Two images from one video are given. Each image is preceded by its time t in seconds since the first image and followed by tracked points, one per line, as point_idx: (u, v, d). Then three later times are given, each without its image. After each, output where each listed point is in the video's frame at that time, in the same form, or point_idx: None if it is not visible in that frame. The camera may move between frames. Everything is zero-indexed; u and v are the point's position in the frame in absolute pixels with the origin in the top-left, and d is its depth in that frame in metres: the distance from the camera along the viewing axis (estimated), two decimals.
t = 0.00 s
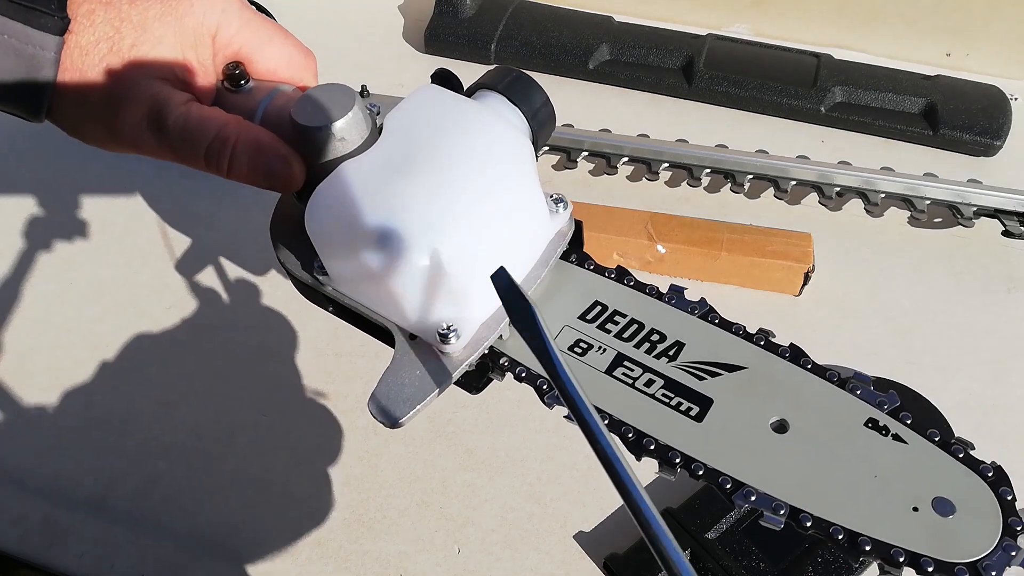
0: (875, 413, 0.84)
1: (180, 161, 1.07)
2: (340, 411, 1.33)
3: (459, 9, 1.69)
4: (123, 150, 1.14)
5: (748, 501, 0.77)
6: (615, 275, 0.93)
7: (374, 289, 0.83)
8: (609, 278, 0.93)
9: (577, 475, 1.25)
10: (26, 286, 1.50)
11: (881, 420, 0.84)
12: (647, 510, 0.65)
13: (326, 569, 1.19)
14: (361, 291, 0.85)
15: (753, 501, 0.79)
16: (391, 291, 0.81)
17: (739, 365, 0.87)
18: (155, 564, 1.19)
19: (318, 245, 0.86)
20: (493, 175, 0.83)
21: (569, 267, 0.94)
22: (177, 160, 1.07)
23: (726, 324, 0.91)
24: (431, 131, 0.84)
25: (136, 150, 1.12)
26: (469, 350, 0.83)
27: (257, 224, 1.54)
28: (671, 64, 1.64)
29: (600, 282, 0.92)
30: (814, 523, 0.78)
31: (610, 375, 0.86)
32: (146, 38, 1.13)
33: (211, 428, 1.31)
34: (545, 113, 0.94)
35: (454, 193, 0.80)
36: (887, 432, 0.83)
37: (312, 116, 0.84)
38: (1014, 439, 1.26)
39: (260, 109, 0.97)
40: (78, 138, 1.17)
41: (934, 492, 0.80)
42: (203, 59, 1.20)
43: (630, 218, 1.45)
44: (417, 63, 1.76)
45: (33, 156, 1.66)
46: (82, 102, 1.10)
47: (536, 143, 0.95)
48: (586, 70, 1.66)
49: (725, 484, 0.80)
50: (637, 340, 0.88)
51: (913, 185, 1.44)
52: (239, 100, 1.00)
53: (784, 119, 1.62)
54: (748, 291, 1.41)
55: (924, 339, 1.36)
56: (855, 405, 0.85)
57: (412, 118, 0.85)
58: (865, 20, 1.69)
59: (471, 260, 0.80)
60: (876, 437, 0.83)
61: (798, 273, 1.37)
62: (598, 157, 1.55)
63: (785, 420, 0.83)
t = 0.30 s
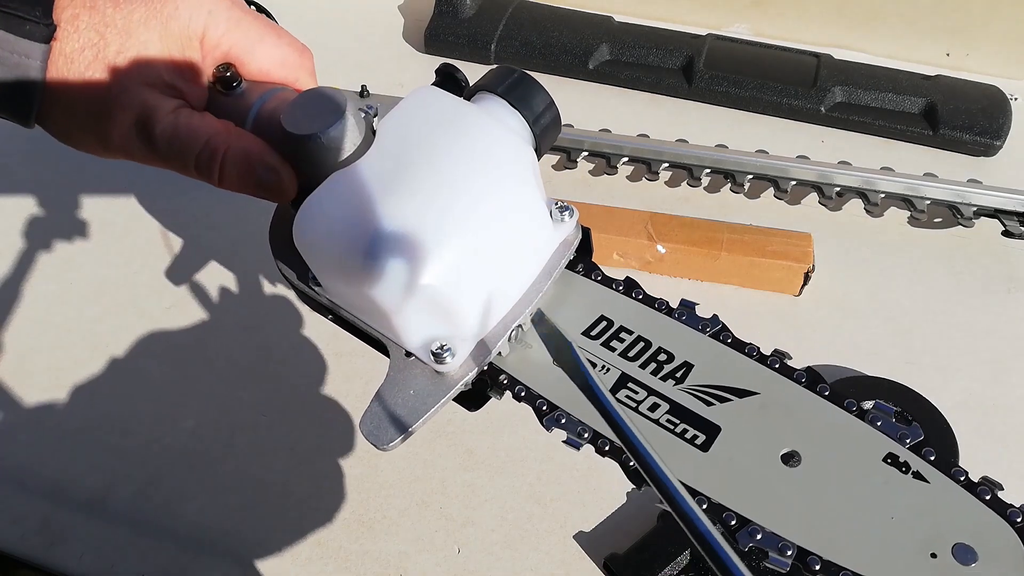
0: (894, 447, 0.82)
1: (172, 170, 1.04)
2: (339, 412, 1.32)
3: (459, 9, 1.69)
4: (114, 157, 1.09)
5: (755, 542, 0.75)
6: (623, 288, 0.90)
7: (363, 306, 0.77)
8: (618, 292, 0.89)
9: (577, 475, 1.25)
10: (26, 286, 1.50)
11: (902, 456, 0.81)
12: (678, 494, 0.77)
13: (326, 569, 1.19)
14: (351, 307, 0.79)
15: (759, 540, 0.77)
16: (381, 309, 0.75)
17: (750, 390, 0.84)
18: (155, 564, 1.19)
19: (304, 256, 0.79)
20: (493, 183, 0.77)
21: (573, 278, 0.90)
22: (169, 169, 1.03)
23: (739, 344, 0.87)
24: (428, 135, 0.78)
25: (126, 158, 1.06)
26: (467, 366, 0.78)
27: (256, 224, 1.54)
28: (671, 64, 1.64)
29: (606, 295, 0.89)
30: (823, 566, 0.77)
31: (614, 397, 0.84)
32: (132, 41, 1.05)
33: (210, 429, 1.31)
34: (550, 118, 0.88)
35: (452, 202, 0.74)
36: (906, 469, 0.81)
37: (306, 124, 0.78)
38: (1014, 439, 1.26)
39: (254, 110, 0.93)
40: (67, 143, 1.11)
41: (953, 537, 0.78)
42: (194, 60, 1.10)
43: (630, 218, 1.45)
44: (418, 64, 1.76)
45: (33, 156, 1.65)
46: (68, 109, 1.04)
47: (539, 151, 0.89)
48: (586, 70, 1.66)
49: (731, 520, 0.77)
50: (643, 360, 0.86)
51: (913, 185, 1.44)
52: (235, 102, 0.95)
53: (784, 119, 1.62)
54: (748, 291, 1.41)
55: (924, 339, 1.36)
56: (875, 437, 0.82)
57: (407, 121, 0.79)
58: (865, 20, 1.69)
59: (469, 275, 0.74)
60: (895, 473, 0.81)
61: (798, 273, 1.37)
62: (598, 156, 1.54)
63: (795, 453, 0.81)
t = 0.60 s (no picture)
0: (917, 474, 0.77)
1: (181, 176, 1.04)
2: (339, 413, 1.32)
3: (459, 9, 1.69)
4: (121, 163, 1.09)
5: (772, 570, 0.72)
6: (641, 298, 0.85)
7: (377, 322, 0.76)
8: (636, 302, 0.85)
9: (577, 475, 1.24)
10: (26, 286, 1.50)
11: (925, 483, 0.77)
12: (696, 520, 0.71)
13: (326, 569, 1.19)
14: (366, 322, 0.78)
15: (776, 567, 0.73)
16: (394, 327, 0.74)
17: (771, 410, 0.80)
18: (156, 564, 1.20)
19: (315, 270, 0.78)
20: (507, 195, 0.75)
21: (591, 286, 0.86)
22: (177, 176, 1.03)
23: (760, 360, 0.83)
24: (441, 145, 0.76)
25: (134, 163, 1.07)
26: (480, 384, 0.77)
27: (256, 224, 1.53)
28: (671, 64, 1.64)
29: (625, 305, 0.84)
30: None
31: (630, 414, 0.80)
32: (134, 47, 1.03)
33: (210, 429, 1.31)
34: (567, 125, 0.85)
35: (464, 216, 0.72)
36: (929, 497, 0.77)
37: (314, 134, 0.75)
38: (1013, 439, 1.26)
39: (264, 114, 0.93)
40: (71, 148, 1.11)
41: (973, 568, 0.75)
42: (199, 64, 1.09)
43: (631, 218, 1.44)
44: (418, 64, 1.76)
45: (33, 156, 1.65)
46: (73, 117, 1.03)
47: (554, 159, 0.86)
48: (586, 70, 1.66)
49: (748, 546, 0.74)
50: (661, 375, 0.82)
51: (913, 185, 1.44)
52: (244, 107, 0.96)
53: (784, 119, 1.62)
54: (748, 291, 1.41)
55: (924, 339, 1.36)
56: (897, 463, 0.78)
57: (421, 129, 0.77)
58: (865, 20, 1.69)
59: (483, 291, 0.73)
60: (917, 501, 0.77)
61: (799, 273, 1.37)
62: (598, 156, 1.54)
63: (815, 477, 0.77)
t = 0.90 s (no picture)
0: (935, 493, 0.74)
1: (172, 184, 1.04)
2: (339, 413, 1.32)
3: (459, 9, 1.69)
4: (112, 171, 1.08)
5: None
6: (640, 303, 0.85)
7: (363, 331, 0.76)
8: (634, 308, 0.84)
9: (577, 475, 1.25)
10: (27, 286, 1.50)
11: (941, 503, 0.74)
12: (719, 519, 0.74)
13: (326, 569, 1.20)
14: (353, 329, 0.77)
15: None
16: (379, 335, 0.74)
17: (774, 422, 0.78)
18: (156, 564, 1.20)
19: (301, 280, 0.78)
20: (495, 201, 0.74)
21: (589, 291, 0.86)
22: (169, 183, 1.03)
23: (764, 368, 0.82)
24: (429, 149, 0.75)
25: (125, 171, 1.06)
26: (469, 393, 0.76)
27: (255, 224, 1.53)
28: (671, 64, 1.64)
29: (623, 312, 0.84)
30: None
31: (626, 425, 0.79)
32: (122, 57, 1.02)
33: (210, 430, 1.31)
34: (558, 123, 0.84)
35: (451, 223, 0.72)
36: (945, 517, 0.74)
37: (299, 137, 0.78)
38: (1014, 438, 1.26)
39: (252, 119, 0.91)
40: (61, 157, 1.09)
41: None
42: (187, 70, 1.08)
43: (630, 218, 1.45)
44: (418, 64, 1.76)
45: (33, 156, 1.65)
46: (62, 127, 1.02)
47: (547, 160, 0.86)
48: (586, 70, 1.66)
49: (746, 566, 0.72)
50: (659, 385, 0.81)
51: (913, 185, 1.44)
52: (232, 112, 0.94)
53: (785, 119, 1.62)
54: (748, 291, 1.41)
55: (924, 339, 1.36)
56: (914, 480, 0.75)
57: (409, 132, 0.77)
58: (865, 20, 1.69)
59: (469, 298, 0.72)
60: (933, 522, 0.73)
61: (799, 273, 1.37)
62: (598, 156, 1.54)
63: (821, 494, 0.74)
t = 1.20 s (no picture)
0: (946, 482, 0.75)
1: (175, 184, 1.03)
2: (340, 413, 1.32)
3: (459, 9, 1.69)
4: (116, 173, 1.07)
5: None
6: (646, 299, 0.85)
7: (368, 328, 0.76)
8: (639, 303, 0.85)
9: (578, 475, 1.25)
10: (27, 286, 1.50)
11: (953, 491, 0.74)
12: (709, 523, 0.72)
13: (326, 569, 1.20)
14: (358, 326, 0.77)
15: None
16: (385, 331, 0.74)
17: (782, 415, 0.78)
18: (155, 564, 1.20)
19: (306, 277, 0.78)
20: (497, 196, 0.74)
21: (595, 288, 0.86)
22: (172, 184, 1.03)
23: (772, 362, 0.82)
24: (431, 145, 0.75)
25: (128, 173, 1.06)
26: (475, 389, 0.76)
27: (255, 224, 1.53)
28: (671, 64, 1.64)
29: (628, 308, 0.84)
30: None
31: (633, 420, 0.79)
32: (126, 58, 1.02)
33: (210, 429, 1.31)
34: (561, 119, 0.84)
35: (452, 219, 0.72)
36: (958, 506, 0.74)
37: (303, 134, 0.78)
38: (1014, 439, 1.26)
39: (255, 119, 0.92)
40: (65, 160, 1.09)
41: None
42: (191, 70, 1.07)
43: (630, 218, 1.45)
44: (417, 64, 1.76)
45: (33, 156, 1.65)
46: (65, 128, 1.02)
47: (550, 155, 0.86)
48: (586, 70, 1.66)
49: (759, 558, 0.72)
50: (666, 380, 0.81)
51: (913, 185, 1.44)
52: (235, 113, 0.95)
53: (785, 119, 1.62)
54: (748, 291, 1.41)
55: (925, 339, 1.36)
56: (925, 470, 0.75)
57: (411, 129, 0.77)
58: (865, 20, 1.69)
59: (472, 294, 0.73)
60: (945, 510, 0.73)
61: (799, 273, 1.37)
62: (598, 156, 1.55)
63: (830, 485, 0.75)
